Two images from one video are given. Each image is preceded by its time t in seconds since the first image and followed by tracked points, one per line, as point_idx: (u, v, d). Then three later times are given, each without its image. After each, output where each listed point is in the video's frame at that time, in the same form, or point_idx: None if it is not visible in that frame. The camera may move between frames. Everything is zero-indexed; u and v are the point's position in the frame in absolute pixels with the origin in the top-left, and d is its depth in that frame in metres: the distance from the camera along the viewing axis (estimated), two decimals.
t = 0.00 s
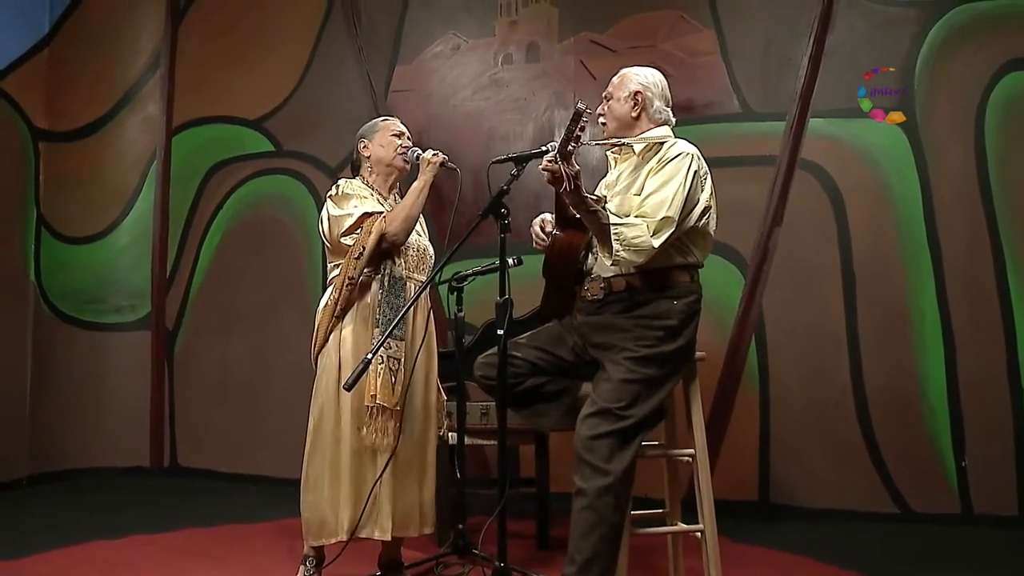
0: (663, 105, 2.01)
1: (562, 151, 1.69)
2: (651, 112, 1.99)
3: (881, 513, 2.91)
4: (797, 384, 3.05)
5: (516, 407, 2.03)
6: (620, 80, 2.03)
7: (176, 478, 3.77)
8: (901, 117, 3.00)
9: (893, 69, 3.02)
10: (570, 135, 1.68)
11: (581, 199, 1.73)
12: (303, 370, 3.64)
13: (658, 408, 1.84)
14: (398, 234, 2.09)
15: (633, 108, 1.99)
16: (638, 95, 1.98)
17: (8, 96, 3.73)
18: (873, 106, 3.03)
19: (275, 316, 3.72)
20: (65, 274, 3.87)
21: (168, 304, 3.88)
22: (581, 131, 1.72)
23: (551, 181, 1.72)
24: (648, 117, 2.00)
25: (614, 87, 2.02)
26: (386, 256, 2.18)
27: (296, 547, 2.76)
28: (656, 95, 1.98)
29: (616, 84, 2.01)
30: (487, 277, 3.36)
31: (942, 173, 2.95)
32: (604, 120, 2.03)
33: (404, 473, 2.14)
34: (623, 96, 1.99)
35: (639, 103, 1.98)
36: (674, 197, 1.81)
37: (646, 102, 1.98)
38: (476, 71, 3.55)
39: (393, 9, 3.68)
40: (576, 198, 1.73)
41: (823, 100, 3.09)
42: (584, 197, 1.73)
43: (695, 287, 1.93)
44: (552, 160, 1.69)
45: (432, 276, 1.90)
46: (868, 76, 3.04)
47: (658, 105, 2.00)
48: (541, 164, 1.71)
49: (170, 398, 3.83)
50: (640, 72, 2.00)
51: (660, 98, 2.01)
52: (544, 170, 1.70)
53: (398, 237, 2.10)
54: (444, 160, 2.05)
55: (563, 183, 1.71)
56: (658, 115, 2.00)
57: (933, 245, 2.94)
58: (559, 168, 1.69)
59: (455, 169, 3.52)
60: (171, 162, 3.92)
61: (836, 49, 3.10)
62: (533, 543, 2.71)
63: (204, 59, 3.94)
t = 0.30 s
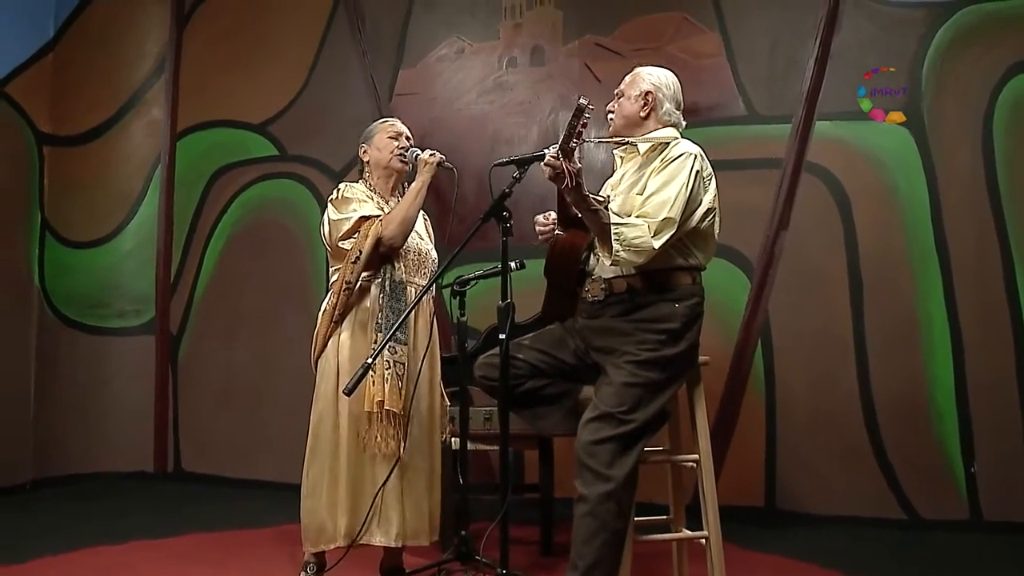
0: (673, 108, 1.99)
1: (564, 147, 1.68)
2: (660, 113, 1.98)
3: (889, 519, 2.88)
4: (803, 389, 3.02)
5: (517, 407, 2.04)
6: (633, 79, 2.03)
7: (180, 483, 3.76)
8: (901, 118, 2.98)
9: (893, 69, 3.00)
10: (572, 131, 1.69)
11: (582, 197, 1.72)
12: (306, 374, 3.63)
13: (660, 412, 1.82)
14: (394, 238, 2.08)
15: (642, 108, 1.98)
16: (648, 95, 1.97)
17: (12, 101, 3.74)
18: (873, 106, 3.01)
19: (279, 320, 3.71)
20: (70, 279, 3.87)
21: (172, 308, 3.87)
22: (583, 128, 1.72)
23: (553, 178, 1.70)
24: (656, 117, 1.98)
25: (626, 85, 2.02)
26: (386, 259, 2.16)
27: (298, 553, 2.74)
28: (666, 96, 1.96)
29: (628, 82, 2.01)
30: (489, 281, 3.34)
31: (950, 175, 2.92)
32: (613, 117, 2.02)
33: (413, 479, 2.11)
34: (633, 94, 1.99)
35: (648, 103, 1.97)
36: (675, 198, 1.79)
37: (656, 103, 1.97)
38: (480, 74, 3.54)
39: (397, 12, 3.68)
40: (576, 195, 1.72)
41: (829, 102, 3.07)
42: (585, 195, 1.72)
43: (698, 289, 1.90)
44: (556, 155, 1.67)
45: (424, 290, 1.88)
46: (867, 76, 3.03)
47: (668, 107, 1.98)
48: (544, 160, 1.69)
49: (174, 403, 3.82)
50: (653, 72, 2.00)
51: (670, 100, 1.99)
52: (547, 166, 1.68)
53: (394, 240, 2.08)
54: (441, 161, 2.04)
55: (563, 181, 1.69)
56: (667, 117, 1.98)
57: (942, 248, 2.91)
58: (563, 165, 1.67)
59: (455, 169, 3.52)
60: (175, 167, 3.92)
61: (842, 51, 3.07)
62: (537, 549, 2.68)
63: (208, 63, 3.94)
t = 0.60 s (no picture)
0: (679, 110, 1.98)
1: (562, 154, 1.68)
2: (666, 115, 1.97)
3: (897, 527, 2.84)
4: (810, 395, 2.99)
5: (519, 414, 2.04)
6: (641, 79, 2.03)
7: (183, 489, 3.74)
8: (900, 117, 2.96)
9: (893, 69, 2.98)
10: (571, 137, 1.68)
11: (580, 204, 1.71)
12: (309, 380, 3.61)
13: (662, 418, 1.80)
14: (382, 247, 2.06)
15: (648, 108, 1.97)
16: (655, 96, 1.97)
17: (17, 107, 3.75)
18: (873, 106, 2.99)
19: (282, 325, 3.70)
20: (74, 285, 3.88)
21: (176, 313, 3.86)
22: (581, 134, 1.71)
23: (551, 186, 1.69)
24: (662, 119, 1.97)
25: (634, 85, 2.01)
26: (378, 267, 2.15)
27: (300, 561, 2.72)
28: (673, 98, 1.96)
29: (634, 84, 2.01)
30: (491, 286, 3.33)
31: (958, 179, 2.89)
32: (618, 118, 2.01)
33: (412, 489, 2.10)
34: (640, 95, 1.98)
35: (655, 104, 1.97)
36: (675, 202, 1.78)
37: (662, 104, 1.97)
38: (484, 78, 3.53)
39: (401, 17, 3.67)
40: (575, 202, 1.70)
41: (835, 105, 3.05)
42: (584, 202, 1.70)
43: (699, 293, 1.88)
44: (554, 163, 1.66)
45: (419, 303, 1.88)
46: (867, 76, 3.01)
47: (674, 109, 1.97)
48: (541, 169, 1.69)
49: (177, 408, 3.81)
50: (660, 74, 2.00)
51: (677, 102, 1.99)
52: (544, 174, 1.67)
53: (382, 250, 2.06)
54: (431, 164, 2.05)
55: (563, 188, 1.68)
56: (672, 119, 1.97)
57: (949, 253, 2.88)
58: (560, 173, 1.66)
59: (459, 174, 3.51)
60: (180, 172, 3.92)
61: (848, 53, 3.05)
62: (540, 557, 2.66)
63: (212, 68, 3.94)
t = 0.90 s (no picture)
0: (678, 111, 2.04)
1: (557, 164, 1.76)
2: (665, 117, 2.03)
3: (904, 534, 2.81)
4: (816, 401, 2.95)
5: (520, 423, 2.07)
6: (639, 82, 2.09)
7: (186, 495, 3.73)
8: (900, 118, 2.95)
9: (893, 69, 2.96)
10: (563, 146, 1.74)
11: (577, 212, 1.79)
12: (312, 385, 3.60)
13: (664, 424, 1.85)
14: (367, 257, 2.08)
15: (647, 111, 2.03)
16: (653, 98, 2.03)
17: (20, 113, 3.75)
18: (873, 106, 2.97)
19: (285, 330, 3.69)
20: (78, 290, 3.87)
21: (179, 319, 3.85)
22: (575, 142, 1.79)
23: (547, 196, 1.78)
24: (661, 121, 2.03)
25: (632, 89, 2.07)
26: (369, 277, 2.18)
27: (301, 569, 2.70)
28: (671, 99, 2.01)
29: (632, 87, 2.07)
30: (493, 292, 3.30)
31: (965, 182, 2.86)
32: (619, 122, 2.08)
33: (405, 500, 2.10)
34: (638, 98, 2.04)
35: (653, 107, 2.03)
36: (672, 208, 1.86)
37: (661, 106, 2.02)
38: (488, 83, 3.51)
39: (405, 21, 3.66)
40: (572, 209, 1.78)
41: (841, 108, 3.01)
42: (579, 208, 1.78)
43: (700, 298, 1.95)
44: (548, 172, 1.75)
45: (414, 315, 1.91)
46: (867, 76, 2.99)
47: (673, 110, 2.03)
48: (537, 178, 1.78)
49: (181, 414, 3.79)
50: (657, 76, 2.06)
51: (676, 103, 2.04)
52: (539, 183, 1.77)
53: (368, 260, 2.08)
54: (417, 168, 2.05)
55: (557, 197, 1.77)
56: (671, 120, 2.03)
57: (957, 257, 2.85)
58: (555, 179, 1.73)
59: (463, 178, 3.49)
60: (183, 177, 3.90)
61: (854, 56, 3.02)
62: (542, 564, 2.63)
63: (215, 73, 3.93)
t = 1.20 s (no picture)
0: (674, 113, 2.07)
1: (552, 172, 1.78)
2: (661, 119, 2.05)
3: (913, 542, 2.77)
4: (823, 407, 2.92)
5: (523, 429, 2.08)
6: (632, 86, 2.11)
7: (189, 500, 3.71)
8: (901, 118, 2.92)
9: (893, 69, 2.94)
10: (557, 157, 1.76)
11: (576, 220, 1.82)
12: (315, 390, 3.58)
13: (664, 430, 1.86)
14: (363, 265, 2.09)
15: (643, 115, 2.05)
16: (648, 102, 2.05)
17: (24, 117, 3.75)
18: (873, 106, 2.95)
19: (288, 335, 3.68)
20: (82, 295, 3.87)
21: (183, 324, 3.85)
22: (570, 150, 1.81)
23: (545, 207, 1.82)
24: (658, 124, 2.05)
25: (625, 94, 2.09)
26: (367, 285, 2.19)
27: None
28: (666, 101, 2.04)
29: (626, 91, 2.09)
30: (494, 297, 3.30)
31: (973, 185, 2.83)
32: (615, 129, 2.10)
33: (401, 508, 2.11)
34: (633, 103, 2.06)
35: (649, 110, 2.05)
36: (676, 211, 1.84)
37: (657, 109, 2.05)
38: (492, 86, 3.50)
39: (409, 25, 3.65)
40: (571, 217, 1.81)
41: (846, 111, 2.99)
42: (578, 217, 1.81)
43: (703, 304, 1.95)
44: (544, 181, 1.78)
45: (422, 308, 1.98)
46: (867, 76, 2.98)
47: (669, 112, 2.06)
48: (534, 190, 1.82)
49: (184, 419, 3.78)
50: (650, 78, 2.08)
51: (670, 104, 2.07)
52: (537, 194, 1.80)
53: (363, 269, 2.09)
54: (411, 174, 2.07)
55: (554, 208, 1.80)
56: (667, 123, 2.05)
57: (965, 261, 2.81)
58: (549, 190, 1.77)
59: (467, 183, 3.48)
60: (187, 182, 3.90)
61: (860, 59, 3.00)
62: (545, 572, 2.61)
63: (219, 78, 3.93)
